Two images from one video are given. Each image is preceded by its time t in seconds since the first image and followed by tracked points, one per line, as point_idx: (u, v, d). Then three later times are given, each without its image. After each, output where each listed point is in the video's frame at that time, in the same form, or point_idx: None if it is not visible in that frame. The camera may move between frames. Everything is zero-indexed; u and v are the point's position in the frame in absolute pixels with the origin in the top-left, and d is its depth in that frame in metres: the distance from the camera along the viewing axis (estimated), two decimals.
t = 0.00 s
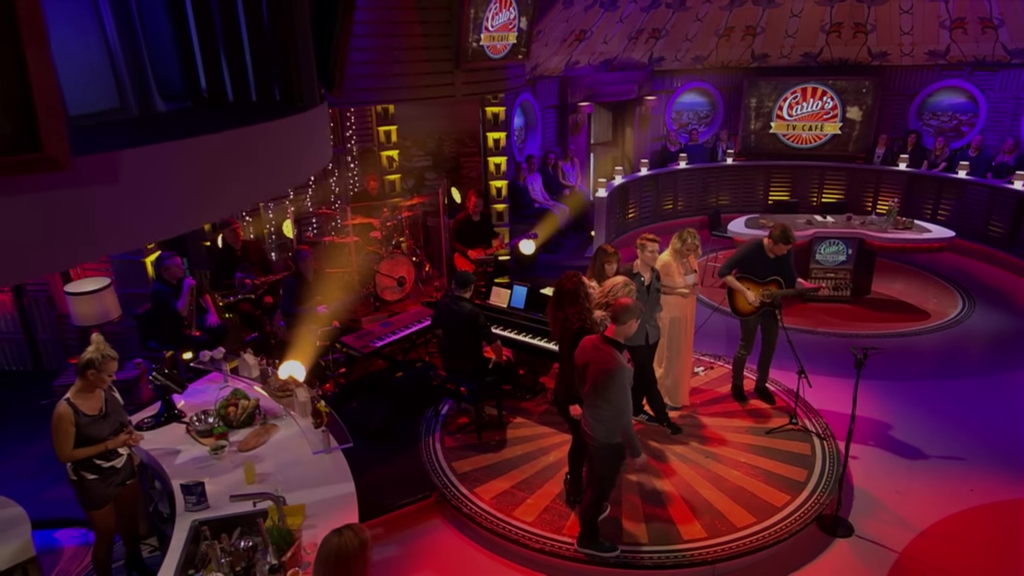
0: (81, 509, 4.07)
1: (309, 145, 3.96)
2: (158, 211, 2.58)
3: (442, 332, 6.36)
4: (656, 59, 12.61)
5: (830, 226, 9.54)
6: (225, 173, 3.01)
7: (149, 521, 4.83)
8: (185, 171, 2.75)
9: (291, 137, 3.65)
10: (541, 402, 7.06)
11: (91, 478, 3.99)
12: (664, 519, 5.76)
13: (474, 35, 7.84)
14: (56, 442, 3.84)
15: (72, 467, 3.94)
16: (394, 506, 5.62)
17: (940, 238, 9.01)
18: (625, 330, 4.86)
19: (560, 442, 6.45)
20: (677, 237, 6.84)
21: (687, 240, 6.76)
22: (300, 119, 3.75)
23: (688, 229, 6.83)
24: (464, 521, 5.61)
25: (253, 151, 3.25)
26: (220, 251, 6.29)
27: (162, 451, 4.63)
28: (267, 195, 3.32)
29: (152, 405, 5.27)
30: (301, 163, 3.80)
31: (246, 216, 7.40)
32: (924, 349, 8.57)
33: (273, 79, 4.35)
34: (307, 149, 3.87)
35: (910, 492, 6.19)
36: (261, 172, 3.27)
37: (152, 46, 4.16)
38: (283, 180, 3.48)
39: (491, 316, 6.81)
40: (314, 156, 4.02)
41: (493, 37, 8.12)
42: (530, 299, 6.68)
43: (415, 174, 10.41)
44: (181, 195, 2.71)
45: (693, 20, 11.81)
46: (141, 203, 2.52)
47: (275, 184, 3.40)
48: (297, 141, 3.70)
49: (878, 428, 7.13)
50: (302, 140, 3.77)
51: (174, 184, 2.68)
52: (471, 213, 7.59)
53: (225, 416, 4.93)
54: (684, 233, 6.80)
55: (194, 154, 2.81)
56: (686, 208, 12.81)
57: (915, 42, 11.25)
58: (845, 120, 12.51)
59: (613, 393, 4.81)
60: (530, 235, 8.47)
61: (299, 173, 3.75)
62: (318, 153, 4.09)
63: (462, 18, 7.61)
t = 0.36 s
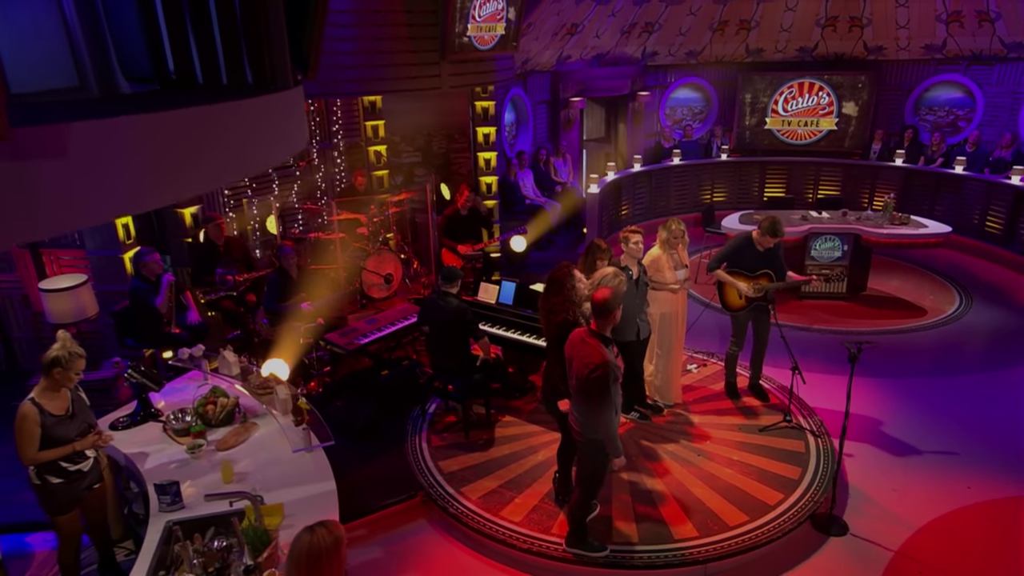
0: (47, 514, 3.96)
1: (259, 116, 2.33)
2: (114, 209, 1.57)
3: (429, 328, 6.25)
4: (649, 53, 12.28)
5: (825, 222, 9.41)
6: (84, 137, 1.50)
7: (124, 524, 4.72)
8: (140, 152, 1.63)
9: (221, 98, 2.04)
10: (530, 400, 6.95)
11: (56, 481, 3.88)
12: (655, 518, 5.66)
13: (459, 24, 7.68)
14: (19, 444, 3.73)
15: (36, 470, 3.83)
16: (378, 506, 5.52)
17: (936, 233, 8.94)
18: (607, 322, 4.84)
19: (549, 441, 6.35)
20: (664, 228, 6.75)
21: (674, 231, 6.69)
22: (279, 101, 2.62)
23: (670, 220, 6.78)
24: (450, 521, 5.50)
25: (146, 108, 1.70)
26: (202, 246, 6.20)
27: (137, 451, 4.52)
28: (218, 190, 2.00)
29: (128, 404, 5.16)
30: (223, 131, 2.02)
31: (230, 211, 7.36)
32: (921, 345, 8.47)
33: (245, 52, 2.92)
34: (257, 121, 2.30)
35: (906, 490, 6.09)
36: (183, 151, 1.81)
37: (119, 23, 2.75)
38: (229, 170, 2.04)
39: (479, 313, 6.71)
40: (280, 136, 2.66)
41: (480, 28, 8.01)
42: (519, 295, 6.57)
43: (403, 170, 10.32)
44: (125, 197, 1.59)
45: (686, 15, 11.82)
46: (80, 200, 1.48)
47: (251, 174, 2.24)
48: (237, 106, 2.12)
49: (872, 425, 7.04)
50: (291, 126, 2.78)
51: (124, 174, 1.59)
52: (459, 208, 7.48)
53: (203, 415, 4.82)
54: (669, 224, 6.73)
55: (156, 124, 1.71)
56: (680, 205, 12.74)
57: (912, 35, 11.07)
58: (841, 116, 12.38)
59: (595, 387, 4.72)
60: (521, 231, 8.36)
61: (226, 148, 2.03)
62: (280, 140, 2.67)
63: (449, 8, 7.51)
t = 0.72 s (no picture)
0: (13, 519, 3.83)
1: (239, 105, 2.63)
2: (80, 169, 1.77)
3: (416, 325, 6.15)
4: (643, 48, 12.14)
5: (823, 218, 9.27)
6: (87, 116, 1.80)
7: (98, 528, 4.60)
8: (107, 119, 1.87)
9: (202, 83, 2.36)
10: (519, 399, 6.84)
11: (22, 486, 3.78)
12: (646, 518, 5.54)
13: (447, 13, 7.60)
14: None
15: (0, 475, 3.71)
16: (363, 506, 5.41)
17: (936, 230, 8.78)
18: (600, 318, 4.71)
19: (539, 440, 6.24)
20: (658, 225, 6.65)
21: (669, 229, 6.57)
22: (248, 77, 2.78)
23: (668, 218, 6.66)
24: (436, 522, 5.39)
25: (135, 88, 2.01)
26: (184, 241, 6.10)
27: (111, 451, 4.41)
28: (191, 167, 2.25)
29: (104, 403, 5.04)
30: (201, 115, 2.33)
31: (213, 207, 7.31)
32: (921, 343, 8.35)
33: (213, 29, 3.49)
34: (237, 107, 2.62)
35: (904, 489, 5.97)
36: (166, 127, 2.11)
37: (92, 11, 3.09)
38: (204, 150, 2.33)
39: (468, 309, 6.60)
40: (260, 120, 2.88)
41: (468, 18, 7.85)
42: (508, 291, 6.46)
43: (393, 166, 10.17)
44: (92, 158, 1.82)
45: (682, 9, 11.72)
46: (49, 158, 1.69)
47: (218, 152, 2.47)
48: (217, 94, 2.45)
49: (868, 423, 6.91)
50: (259, 103, 2.88)
51: (91, 137, 1.82)
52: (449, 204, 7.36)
53: (181, 413, 4.71)
54: (665, 222, 6.60)
55: (121, 96, 1.94)
56: (675, 202, 12.64)
57: (909, 29, 10.98)
58: (839, 111, 12.27)
59: (582, 384, 4.59)
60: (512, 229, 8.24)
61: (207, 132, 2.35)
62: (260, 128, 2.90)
63: None
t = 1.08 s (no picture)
0: None
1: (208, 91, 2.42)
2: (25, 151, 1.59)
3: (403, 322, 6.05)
4: (638, 43, 12.09)
5: (819, 214, 9.14)
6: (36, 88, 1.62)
7: (71, 531, 4.50)
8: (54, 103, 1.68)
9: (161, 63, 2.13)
10: (509, 398, 6.73)
11: None
12: (637, 518, 5.43)
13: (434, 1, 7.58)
14: None
15: None
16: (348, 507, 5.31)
17: (934, 227, 8.62)
18: (586, 309, 4.64)
19: (528, 439, 6.14)
20: (650, 216, 6.51)
21: (660, 218, 6.46)
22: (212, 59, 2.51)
23: (656, 205, 6.54)
24: (422, 523, 5.28)
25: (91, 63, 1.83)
26: (166, 237, 5.95)
27: (85, 451, 4.31)
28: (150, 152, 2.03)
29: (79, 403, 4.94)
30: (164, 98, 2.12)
31: (197, 203, 7.15)
32: (920, 340, 8.23)
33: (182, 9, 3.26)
34: (204, 95, 2.41)
35: (901, 488, 5.86)
36: (128, 108, 1.94)
37: None
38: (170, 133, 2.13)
39: (457, 306, 6.50)
40: (223, 114, 2.56)
41: (456, 8, 7.84)
42: (497, 287, 6.38)
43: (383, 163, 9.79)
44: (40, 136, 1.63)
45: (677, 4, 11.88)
46: None
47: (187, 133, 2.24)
48: (182, 75, 2.24)
49: (864, 421, 6.79)
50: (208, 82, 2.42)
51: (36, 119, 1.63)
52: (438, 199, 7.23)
53: (159, 412, 4.61)
54: (654, 211, 6.49)
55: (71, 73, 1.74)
56: (670, 199, 12.55)
57: (908, 23, 11.21)
58: (836, 107, 12.22)
59: (570, 379, 4.49)
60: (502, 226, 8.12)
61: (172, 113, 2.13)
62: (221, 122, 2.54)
63: None
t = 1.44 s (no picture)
0: None
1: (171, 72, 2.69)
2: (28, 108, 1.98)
3: (388, 317, 5.95)
4: (631, 36, 11.86)
5: (815, 209, 9.02)
6: (10, 62, 1.93)
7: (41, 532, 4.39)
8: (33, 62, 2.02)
9: (121, 39, 2.42)
10: (498, 395, 6.62)
11: None
12: (628, 516, 5.32)
13: None
14: None
15: None
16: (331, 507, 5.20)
17: (931, 220, 8.51)
18: (573, 303, 4.52)
19: (517, 437, 6.03)
20: (641, 208, 6.34)
21: (654, 209, 6.25)
22: (175, 37, 2.81)
23: (648, 198, 6.41)
24: (407, 523, 5.17)
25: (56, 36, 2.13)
26: (145, 231, 5.87)
27: (55, 450, 4.20)
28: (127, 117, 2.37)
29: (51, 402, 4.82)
30: (130, 71, 2.42)
31: (178, 197, 7.21)
32: (918, 336, 8.11)
33: None
34: (171, 69, 2.72)
35: (897, 486, 5.74)
36: (91, 77, 2.22)
37: None
38: (136, 103, 2.41)
39: (444, 301, 6.38)
40: (189, 90, 2.85)
41: None
42: (485, 282, 6.25)
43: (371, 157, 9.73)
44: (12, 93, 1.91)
45: None
46: None
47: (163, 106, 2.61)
48: (149, 48, 2.57)
49: (860, 419, 6.67)
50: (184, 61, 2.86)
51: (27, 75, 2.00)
52: (426, 193, 7.12)
53: (133, 410, 4.51)
54: (648, 202, 6.28)
55: (52, 40, 2.11)
56: (664, 194, 12.43)
57: (906, 15, 10.91)
58: (833, 101, 12.15)
59: (557, 374, 4.35)
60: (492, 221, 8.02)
61: (135, 86, 2.42)
62: (186, 96, 2.80)
63: None
